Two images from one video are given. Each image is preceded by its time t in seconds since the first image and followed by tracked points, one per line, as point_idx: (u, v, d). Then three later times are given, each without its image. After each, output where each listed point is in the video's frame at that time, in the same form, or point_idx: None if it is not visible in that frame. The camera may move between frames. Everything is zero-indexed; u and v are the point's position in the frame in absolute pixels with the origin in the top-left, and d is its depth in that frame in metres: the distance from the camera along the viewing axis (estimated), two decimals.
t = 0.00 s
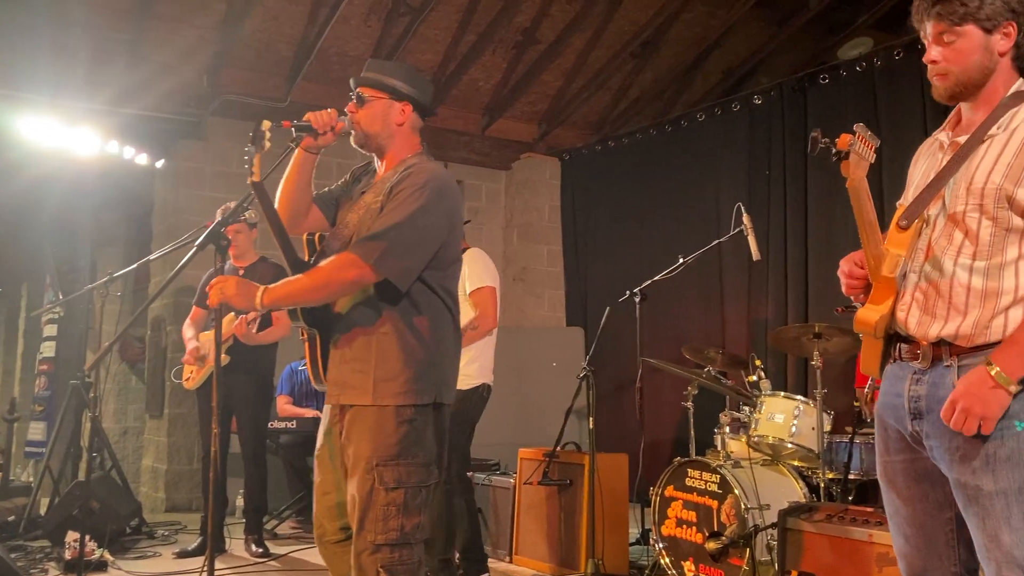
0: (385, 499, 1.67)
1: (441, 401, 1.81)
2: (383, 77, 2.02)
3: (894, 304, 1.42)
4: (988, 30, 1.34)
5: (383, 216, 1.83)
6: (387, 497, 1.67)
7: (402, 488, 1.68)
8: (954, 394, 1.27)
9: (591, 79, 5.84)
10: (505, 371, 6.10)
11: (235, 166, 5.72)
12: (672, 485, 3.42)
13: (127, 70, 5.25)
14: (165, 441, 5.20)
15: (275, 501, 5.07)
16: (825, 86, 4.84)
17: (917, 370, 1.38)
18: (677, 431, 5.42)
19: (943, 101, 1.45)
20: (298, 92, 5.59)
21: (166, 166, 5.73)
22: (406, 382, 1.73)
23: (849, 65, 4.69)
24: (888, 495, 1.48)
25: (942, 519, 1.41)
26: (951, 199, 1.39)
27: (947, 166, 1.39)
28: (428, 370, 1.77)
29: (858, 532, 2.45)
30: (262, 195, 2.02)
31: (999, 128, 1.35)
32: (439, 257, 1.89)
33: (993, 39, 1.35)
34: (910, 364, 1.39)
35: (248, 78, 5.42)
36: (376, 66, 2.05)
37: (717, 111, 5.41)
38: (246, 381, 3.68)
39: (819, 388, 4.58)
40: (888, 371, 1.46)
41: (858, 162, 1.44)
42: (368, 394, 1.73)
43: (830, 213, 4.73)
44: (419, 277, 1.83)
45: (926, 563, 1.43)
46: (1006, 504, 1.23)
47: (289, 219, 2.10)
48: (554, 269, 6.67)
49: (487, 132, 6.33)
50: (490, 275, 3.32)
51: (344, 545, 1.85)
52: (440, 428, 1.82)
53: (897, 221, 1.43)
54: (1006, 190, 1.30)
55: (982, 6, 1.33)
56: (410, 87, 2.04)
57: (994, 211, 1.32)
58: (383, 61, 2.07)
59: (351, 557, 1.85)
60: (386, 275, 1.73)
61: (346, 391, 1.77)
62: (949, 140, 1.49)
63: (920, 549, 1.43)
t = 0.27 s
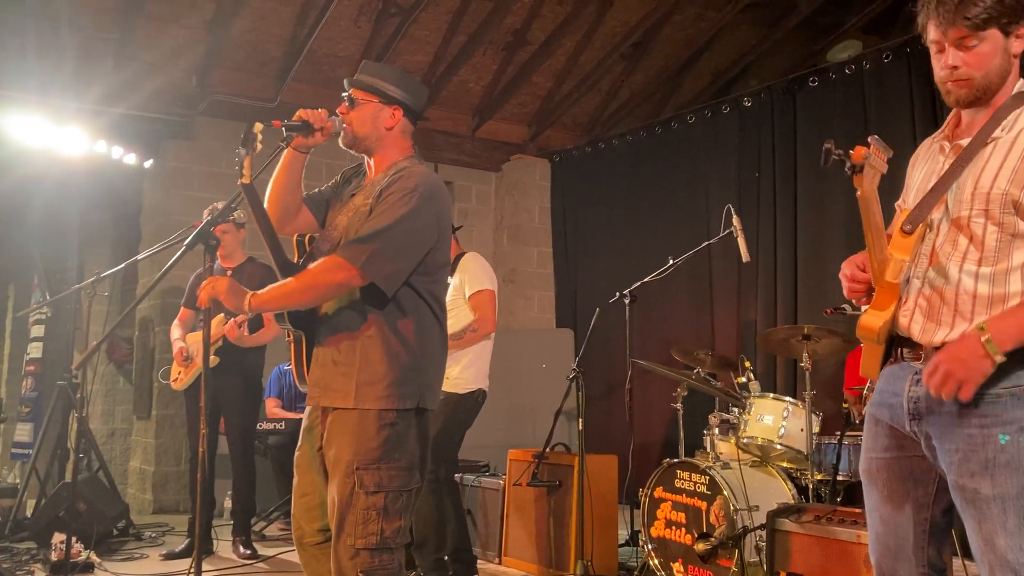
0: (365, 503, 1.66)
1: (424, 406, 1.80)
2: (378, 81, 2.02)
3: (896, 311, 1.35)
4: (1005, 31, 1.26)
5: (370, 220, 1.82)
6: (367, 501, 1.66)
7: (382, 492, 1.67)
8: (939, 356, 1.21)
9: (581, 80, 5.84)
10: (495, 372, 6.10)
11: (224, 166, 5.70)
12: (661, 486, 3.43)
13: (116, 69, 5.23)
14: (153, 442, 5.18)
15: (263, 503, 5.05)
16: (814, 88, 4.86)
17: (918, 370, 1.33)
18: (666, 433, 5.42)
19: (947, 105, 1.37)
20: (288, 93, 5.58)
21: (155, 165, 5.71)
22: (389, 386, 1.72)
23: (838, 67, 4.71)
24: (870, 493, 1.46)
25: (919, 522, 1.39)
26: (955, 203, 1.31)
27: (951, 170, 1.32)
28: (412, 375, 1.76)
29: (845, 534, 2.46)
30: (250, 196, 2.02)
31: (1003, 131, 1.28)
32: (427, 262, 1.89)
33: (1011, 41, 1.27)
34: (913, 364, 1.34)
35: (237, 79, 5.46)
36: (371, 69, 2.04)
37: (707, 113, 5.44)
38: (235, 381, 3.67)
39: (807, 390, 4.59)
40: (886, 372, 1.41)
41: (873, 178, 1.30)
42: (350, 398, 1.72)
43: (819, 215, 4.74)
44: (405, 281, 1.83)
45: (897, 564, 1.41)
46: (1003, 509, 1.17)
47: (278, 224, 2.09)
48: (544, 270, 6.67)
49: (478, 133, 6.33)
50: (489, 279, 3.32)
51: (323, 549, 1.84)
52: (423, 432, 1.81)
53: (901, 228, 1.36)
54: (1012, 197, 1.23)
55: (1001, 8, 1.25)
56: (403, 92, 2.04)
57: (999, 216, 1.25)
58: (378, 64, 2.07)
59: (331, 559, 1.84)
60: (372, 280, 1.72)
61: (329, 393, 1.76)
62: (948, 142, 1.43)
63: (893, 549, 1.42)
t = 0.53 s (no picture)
0: (358, 508, 1.66)
1: (418, 410, 1.81)
2: (374, 86, 2.03)
3: (901, 317, 1.42)
4: (1008, 40, 1.34)
5: (366, 223, 1.82)
6: (360, 505, 1.66)
7: (375, 496, 1.67)
8: (924, 278, 1.26)
9: (575, 83, 5.85)
10: (489, 374, 6.10)
11: (218, 168, 5.69)
12: (654, 489, 3.43)
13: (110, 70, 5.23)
14: (145, 444, 5.16)
15: (255, 505, 5.05)
16: (807, 92, 4.88)
17: (924, 373, 1.41)
18: (659, 435, 5.44)
19: (952, 113, 1.44)
20: (282, 95, 5.59)
21: (148, 167, 5.70)
22: (382, 390, 1.73)
23: (831, 71, 4.75)
24: (856, 491, 1.51)
25: (903, 520, 1.43)
26: (962, 210, 1.38)
27: (957, 177, 1.39)
28: (406, 380, 1.77)
29: (837, 535, 2.46)
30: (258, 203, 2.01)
31: (1008, 138, 1.37)
32: (421, 267, 1.89)
33: (1013, 49, 1.35)
34: (918, 368, 1.42)
35: (232, 80, 5.44)
36: (369, 72, 2.05)
37: (700, 116, 5.49)
38: (228, 383, 3.67)
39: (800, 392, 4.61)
40: (889, 374, 1.49)
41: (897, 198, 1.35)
42: (345, 401, 1.72)
43: (812, 218, 4.76)
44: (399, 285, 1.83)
45: (875, 561, 1.45)
46: (1009, 512, 1.27)
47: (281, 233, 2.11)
48: (538, 273, 6.67)
49: (472, 136, 6.34)
50: (486, 277, 3.34)
51: (315, 553, 1.84)
52: (416, 436, 1.82)
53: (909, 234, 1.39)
54: (1017, 204, 1.31)
55: (1004, 19, 1.33)
56: (400, 98, 2.05)
57: (1006, 223, 1.32)
58: (377, 69, 2.07)
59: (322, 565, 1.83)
60: (367, 282, 1.73)
61: (323, 397, 1.76)
62: (951, 147, 1.50)
63: (871, 546, 1.45)
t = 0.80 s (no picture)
0: (358, 511, 1.66)
1: (416, 413, 1.81)
2: (371, 90, 2.03)
3: (906, 321, 1.45)
4: (1007, 48, 1.35)
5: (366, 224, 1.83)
6: (360, 508, 1.67)
7: (374, 499, 1.68)
8: (917, 275, 1.26)
9: (572, 86, 5.86)
10: (486, 377, 6.10)
11: (215, 171, 5.69)
12: (651, 492, 3.44)
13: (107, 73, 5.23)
14: (142, 447, 5.16)
15: (252, 508, 5.04)
16: (803, 96, 4.90)
17: (929, 378, 1.42)
18: (656, 438, 5.45)
19: (950, 121, 1.45)
20: (279, 98, 5.59)
21: (145, 170, 5.69)
22: (380, 393, 1.73)
23: (827, 75, 4.76)
24: (852, 491, 1.52)
25: (899, 521, 1.45)
26: (964, 216, 1.40)
27: (959, 183, 1.40)
28: (404, 382, 1.78)
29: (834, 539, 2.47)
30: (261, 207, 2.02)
31: (1008, 144, 1.38)
32: (419, 270, 1.90)
33: (1012, 57, 1.36)
34: (923, 372, 1.43)
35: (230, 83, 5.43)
36: (364, 76, 2.05)
37: (697, 120, 5.48)
38: (226, 386, 3.67)
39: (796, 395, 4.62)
40: (892, 378, 1.50)
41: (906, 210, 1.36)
42: (343, 404, 1.73)
43: (808, 222, 4.78)
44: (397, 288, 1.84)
45: (868, 560, 1.46)
46: (1014, 515, 1.28)
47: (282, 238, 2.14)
48: (534, 276, 6.68)
49: (469, 139, 6.35)
50: (485, 284, 3.35)
51: (313, 557, 1.84)
52: (414, 439, 1.83)
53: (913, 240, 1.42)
54: (1019, 208, 1.32)
55: (1002, 28, 1.34)
56: (398, 102, 2.05)
57: (1008, 228, 1.34)
58: (374, 73, 2.08)
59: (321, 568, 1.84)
60: (364, 283, 1.73)
61: (321, 399, 1.76)
62: (950, 154, 1.51)
63: (865, 545, 1.46)
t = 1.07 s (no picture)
0: (360, 513, 1.67)
1: (417, 414, 1.82)
2: (375, 94, 2.03)
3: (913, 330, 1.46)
4: (1006, 56, 1.36)
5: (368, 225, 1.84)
6: (362, 511, 1.67)
7: (376, 501, 1.69)
8: (920, 290, 1.29)
9: (573, 89, 5.87)
10: (486, 380, 6.11)
11: (216, 173, 5.70)
12: (652, 494, 3.44)
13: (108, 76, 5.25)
14: (143, 450, 5.17)
15: (253, 510, 5.05)
16: (803, 98, 4.91)
17: (936, 382, 1.42)
18: (656, 440, 5.45)
19: (953, 129, 1.46)
20: (280, 101, 5.60)
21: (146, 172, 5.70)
22: (381, 393, 1.74)
23: (827, 78, 4.77)
24: (862, 495, 1.53)
25: (909, 524, 1.45)
26: (970, 224, 1.41)
27: (965, 190, 1.40)
28: (405, 382, 1.78)
29: (834, 541, 2.48)
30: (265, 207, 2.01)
31: (1014, 152, 1.39)
32: (419, 271, 1.91)
33: (1012, 64, 1.37)
34: (930, 377, 1.44)
35: (229, 86, 5.42)
36: (368, 80, 2.05)
37: (697, 122, 5.49)
38: (227, 389, 3.67)
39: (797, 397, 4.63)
40: (901, 382, 1.51)
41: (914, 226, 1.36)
42: (344, 404, 1.74)
43: (809, 225, 4.79)
44: (396, 288, 1.85)
45: (877, 564, 1.46)
46: (1021, 518, 1.29)
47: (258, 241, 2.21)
48: (535, 278, 6.69)
49: (470, 141, 6.36)
50: (487, 285, 3.35)
51: (315, 559, 1.84)
52: (416, 439, 1.83)
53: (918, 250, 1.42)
54: None
55: (1001, 36, 1.35)
56: (401, 107, 2.06)
57: (1014, 235, 1.34)
58: (377, 76, 2.08)
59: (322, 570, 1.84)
60: (367, 283, 1.75)
61: (322, 400, 1.77)
62: (955, 161, 1.52)
63: (875, 548, 1.46)
